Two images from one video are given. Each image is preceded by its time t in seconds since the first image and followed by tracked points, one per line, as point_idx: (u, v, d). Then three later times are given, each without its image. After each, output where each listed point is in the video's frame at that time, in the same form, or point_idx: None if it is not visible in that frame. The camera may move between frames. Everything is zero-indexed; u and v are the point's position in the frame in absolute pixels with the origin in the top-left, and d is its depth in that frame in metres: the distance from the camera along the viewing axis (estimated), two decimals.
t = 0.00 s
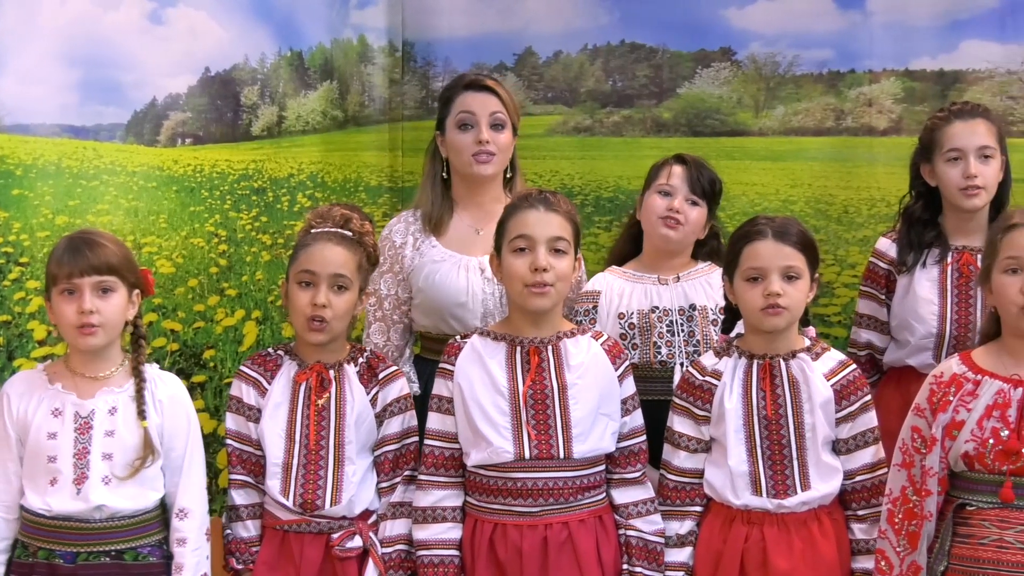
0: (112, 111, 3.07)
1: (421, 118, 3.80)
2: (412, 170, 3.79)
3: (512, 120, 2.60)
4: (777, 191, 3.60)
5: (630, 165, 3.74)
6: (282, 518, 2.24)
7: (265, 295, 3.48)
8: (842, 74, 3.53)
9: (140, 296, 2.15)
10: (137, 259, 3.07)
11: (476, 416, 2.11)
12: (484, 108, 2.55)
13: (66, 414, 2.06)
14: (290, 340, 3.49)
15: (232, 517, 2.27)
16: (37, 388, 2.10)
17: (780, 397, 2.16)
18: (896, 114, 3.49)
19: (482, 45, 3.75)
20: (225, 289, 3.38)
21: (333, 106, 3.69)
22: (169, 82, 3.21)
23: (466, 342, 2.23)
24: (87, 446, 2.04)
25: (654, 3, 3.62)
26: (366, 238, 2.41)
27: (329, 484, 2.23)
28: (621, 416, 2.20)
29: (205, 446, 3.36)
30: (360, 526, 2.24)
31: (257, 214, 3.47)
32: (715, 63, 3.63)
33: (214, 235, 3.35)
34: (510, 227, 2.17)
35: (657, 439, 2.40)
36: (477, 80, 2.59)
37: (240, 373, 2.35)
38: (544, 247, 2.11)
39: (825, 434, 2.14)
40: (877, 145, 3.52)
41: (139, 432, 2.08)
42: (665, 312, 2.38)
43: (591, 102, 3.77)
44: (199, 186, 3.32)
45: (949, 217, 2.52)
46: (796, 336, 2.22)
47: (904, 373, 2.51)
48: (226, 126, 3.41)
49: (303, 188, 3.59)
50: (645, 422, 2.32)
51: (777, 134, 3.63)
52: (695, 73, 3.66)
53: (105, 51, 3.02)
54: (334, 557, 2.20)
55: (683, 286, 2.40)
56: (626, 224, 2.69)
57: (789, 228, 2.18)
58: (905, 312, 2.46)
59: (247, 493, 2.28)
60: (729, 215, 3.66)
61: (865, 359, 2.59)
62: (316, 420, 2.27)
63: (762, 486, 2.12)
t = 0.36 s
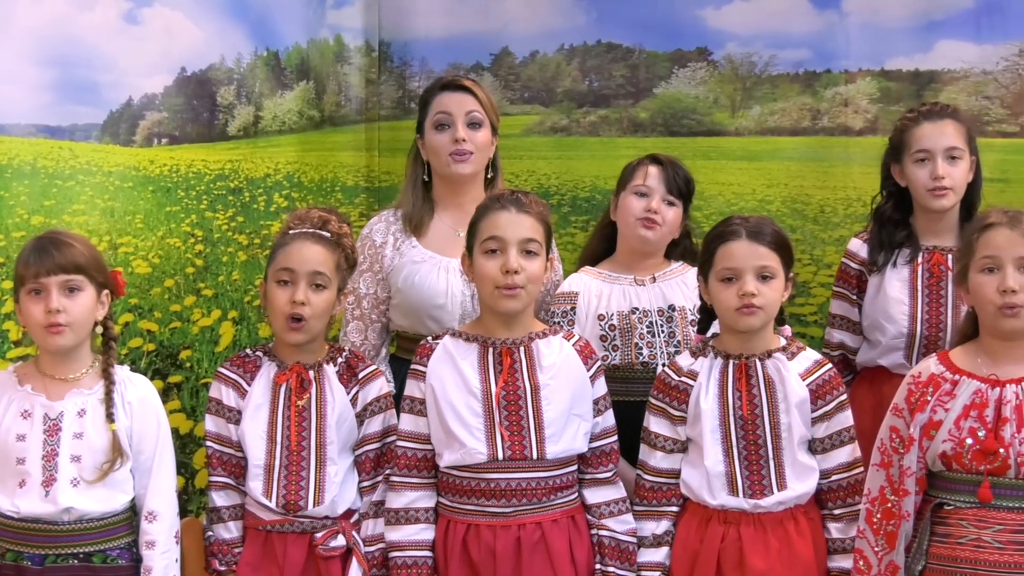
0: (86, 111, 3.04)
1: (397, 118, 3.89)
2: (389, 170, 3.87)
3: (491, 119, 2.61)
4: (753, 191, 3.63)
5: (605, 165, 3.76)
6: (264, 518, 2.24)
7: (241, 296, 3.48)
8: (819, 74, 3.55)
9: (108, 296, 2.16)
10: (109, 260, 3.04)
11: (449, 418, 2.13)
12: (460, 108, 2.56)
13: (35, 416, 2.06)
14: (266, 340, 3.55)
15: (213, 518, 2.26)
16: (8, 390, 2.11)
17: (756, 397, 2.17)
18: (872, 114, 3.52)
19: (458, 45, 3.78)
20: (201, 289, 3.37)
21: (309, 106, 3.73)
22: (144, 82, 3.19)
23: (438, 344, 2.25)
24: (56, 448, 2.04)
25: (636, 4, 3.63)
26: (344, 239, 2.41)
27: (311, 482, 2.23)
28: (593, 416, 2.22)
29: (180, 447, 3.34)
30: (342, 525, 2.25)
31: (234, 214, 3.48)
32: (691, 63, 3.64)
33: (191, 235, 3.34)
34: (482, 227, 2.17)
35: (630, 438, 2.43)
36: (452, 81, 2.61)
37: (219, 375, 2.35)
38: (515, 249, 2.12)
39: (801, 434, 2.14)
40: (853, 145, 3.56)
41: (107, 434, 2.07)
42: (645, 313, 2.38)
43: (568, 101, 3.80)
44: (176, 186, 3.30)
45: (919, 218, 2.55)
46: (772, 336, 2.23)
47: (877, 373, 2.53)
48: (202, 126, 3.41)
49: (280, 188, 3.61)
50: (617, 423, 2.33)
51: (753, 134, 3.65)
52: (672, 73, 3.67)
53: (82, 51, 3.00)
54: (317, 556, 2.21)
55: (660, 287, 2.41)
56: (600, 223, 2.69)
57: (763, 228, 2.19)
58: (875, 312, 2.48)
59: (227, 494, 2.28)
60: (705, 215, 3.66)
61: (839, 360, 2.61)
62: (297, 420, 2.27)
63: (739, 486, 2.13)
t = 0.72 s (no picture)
0: (62, 111, 3.05)
1: (374, 118, 3.88)
2: (364, 170, 3.86)
3: (476, 119, 2.60)
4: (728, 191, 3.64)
5: (581, 165, 3.77)
6: (242, 519, 2.24)
7: (216, 296, 3.47)
8: (794, 74, 3.56)
9: (83, 298, 2.15)
10: (85, 260, 3.05)
11: (422, 418, 2.13)
12: (444, 107, 2.55)
13: (20, 418, 2.03)
14: (242, 340, 3.51)
15: (190, 518, 2.25)
16: None
17: (733, 398, 2.17)
18: (847, 114, 3.54)
19: (434, 44, 3.78)
20: (176, 290, 3.37)
21: (285, 106, 3.73)
22: (120, 81, 3.20)
23: (411, 343, 2.25)
24: (46, 449, 2.03)
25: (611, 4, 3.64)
26: (319, 237, 2.40)
27: (292, 482, 2.23)
28: (565, 416, 2.23)
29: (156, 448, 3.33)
30: (321, 525, 2.25)
31: (209, 215, 3.47)
32: (667, 63, 3.66)
33: (166, 235, 3.35)
34: (454, 226, 2.21)
35: (604, 438, 2.44)
36: (436, 80, 2.61)
37: (198, 374, 2.33)
38: (488, 248, 2.16)
39: (777, 434, 2.15)
40: (828, 145, 3.59)
41: (95, 437, 2.08)
42: (620, 314, 2.39)
43: (544, 102, 3.81)
44: (151, 186, 3.31)
45: (889, 219, 2.61)
46: (749, 336, 2.23)
47: (848, 374, 2.60)
48: (177, 126, 3.41)
49: (255, 188, 3.60)
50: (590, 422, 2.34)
51: (728, 133, 3.67)
52: (647, 73, 3.69)
53: (57, 49, 3.01)
54: (296, 556, 2.21)
55: (634, 287, 2.42)
56: (569, 223, 2.69)
57: (741, 229, 2.19)
58: (846, 317, 2.56)
59: (206, 494, 2.27)
60: (680, 215, 3.69)
61: (813, 362, 2.68)
62: (277, 421, 2.27)
63: (716, 487, 2.13)
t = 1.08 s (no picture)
0: (36, 110, 3.11)
1: (348, 117, 3.75)
2: (339, 170, 3.74)
3: (453, 121, 2.63)
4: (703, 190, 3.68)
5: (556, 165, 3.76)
6: (215, 518, 2.23)
7: (190, 296, 3.45)
8: (768, 74, 3.60)
9: (64, 300, 2.15)
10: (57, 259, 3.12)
11: (397, 419, 2.13)
12: (423, 109, 2.58)
13: (10, 420, 2.00)
14: (216, 340, 3.46)
15: (163, 518, 2.24)
16: None
17: (707, 397, 2.17)
18: (821, 114, 3.58)
19: (409, 44, 3.73)
20: (150, 290, 3.38)
21: (259, 105, 3.65)
22: (94, 81, 3.24)
23: (385, 343, 2.25)
24: (41, 449, 2.01)
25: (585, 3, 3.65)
26: (293, 236, 2.40)
27: (267, 482, 2.23)
28: (540, 415, 2.24)
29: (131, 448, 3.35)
30: (296, 525, 2.25)
31: (183, 214, 3.46)
32: (641, 63, 3.67)
33: (140, 235, 3.36)
34: (429, 227, 2.21)
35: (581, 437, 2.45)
36: (415, 82, 2.63)
37: (173, 374, 2.33)
38: (462, 249, 2.16)
39: (752, 433, 2.15)
40: (801, 145, 3.62)
41: (85, 438, 2.08)
42: (599, 313, 2.40)
43: (518, 101, 3.79)
44: (125, 186, 3.34)
45: (865, 217, 2.61)
46: (724, 335, 2.23)
47: (823, 372, 2.61)
48: (151, 126, 3.41)
49: (230, 187, 3.55)
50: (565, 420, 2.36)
51: (703, 133, 3.69)
52: (622, 72, 3.70)
53: (31, 50, 3.07)
54: (271, 556, 2.21)
55: (613, 287, 2.43)
56: (545, 223, 2.71)
57: (716, 228, 2.19)
58: (823, 314, 2.56)
59: (180, 494, 2.26)
60: (655, 214, 3.70)
61: (789, 360, 2.69)
62: (253, 422, 2.26)
63: (689, 486, 2.13)
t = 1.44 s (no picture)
0: (8, 109, 3.07)
1: (322, 117, 3.80)
2: (313, 169, 3.79)
3: (420, 116, 2.67)
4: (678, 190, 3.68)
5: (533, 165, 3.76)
6: (193, 519, 2.22)
7: (165, 296, 3.45)
8: (743, 73, 3.61)
9: (43, 296, 2.15)
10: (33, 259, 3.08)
11: (373, 420, 2.13)
12: (394, 101, 2.61)
13: None
14: (190, 340, 3.46)
15: (140, 519, 2.23)
16: None
17: (682, 397, 2.17)
18: (795, 113, 3.59)
19: (382, 45, 3.76)
20: (124, 290, 3.36)
21: (233, 105, 3.65)
22: (67, 80, 3.21)
23: (362, 344, 2.25)
24: (14, 450, 2.00)
25: (559, 3, 3.66)
26: (268, 235, 2.41)
27: (245, 482, 2.22)
28: (517, 415, 2.24)
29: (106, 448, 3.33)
30: (273, 526, 2.25)
31: (157, 214, 3.44)
32: (616, 63, 3.68)
33: (115, 235, 3.34)
34: (403, 227, 2.21)
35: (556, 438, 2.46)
36: (386, 76, 2.67)
37: (149, 374, 2.32)
38: (437, 247, 2.16)
39: (727, 433, 2.16)
40: (776, 145, 3.62)
41: (62, 437, 2.07)
42: (574, 314, 2.40)
43: (494, 101, 3.80)
44: (99, 186, 3.32)
45: (848, 215, 2.63)
46: (698, 334, 2.24)
47: (802, 369, 2.61)
48: (125, 126, 3.40)
49: (204, 187, 3.54)
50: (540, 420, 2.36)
51: (678, 133, 3.70)
52: (597, 72, 3.70)
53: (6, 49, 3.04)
54: (248, 557, 2.20)
55: (589, 288, 2.44)
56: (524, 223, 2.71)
57: (690, 228, 2.19)
58: (803, 312, 2.56)
59: (157, 494, 2.25)
60: (630, 214, 3.73)
61: (766, 357, 2.69)
62: (230, 423, 2.26)
63: (665, 486, 2.13)
